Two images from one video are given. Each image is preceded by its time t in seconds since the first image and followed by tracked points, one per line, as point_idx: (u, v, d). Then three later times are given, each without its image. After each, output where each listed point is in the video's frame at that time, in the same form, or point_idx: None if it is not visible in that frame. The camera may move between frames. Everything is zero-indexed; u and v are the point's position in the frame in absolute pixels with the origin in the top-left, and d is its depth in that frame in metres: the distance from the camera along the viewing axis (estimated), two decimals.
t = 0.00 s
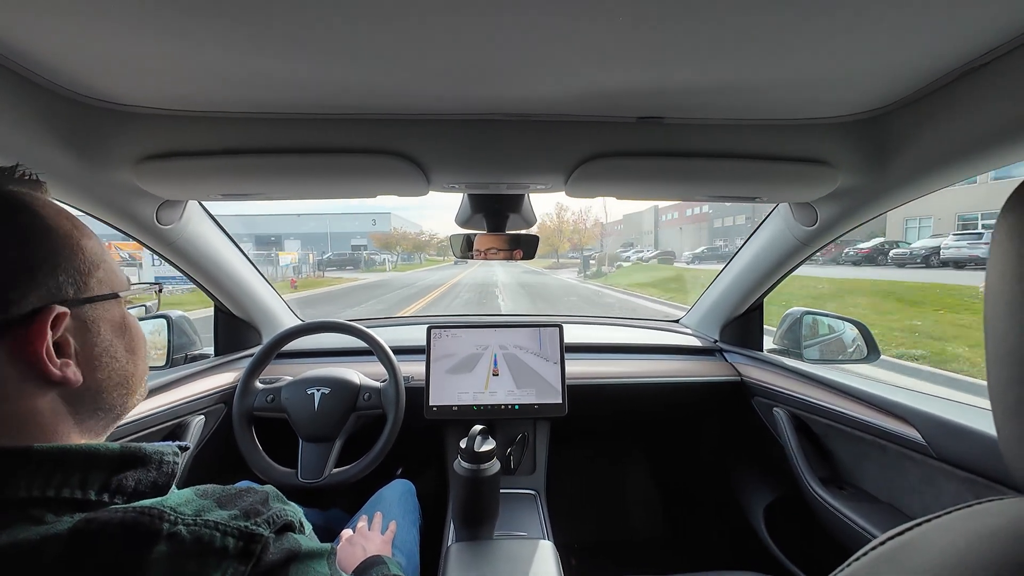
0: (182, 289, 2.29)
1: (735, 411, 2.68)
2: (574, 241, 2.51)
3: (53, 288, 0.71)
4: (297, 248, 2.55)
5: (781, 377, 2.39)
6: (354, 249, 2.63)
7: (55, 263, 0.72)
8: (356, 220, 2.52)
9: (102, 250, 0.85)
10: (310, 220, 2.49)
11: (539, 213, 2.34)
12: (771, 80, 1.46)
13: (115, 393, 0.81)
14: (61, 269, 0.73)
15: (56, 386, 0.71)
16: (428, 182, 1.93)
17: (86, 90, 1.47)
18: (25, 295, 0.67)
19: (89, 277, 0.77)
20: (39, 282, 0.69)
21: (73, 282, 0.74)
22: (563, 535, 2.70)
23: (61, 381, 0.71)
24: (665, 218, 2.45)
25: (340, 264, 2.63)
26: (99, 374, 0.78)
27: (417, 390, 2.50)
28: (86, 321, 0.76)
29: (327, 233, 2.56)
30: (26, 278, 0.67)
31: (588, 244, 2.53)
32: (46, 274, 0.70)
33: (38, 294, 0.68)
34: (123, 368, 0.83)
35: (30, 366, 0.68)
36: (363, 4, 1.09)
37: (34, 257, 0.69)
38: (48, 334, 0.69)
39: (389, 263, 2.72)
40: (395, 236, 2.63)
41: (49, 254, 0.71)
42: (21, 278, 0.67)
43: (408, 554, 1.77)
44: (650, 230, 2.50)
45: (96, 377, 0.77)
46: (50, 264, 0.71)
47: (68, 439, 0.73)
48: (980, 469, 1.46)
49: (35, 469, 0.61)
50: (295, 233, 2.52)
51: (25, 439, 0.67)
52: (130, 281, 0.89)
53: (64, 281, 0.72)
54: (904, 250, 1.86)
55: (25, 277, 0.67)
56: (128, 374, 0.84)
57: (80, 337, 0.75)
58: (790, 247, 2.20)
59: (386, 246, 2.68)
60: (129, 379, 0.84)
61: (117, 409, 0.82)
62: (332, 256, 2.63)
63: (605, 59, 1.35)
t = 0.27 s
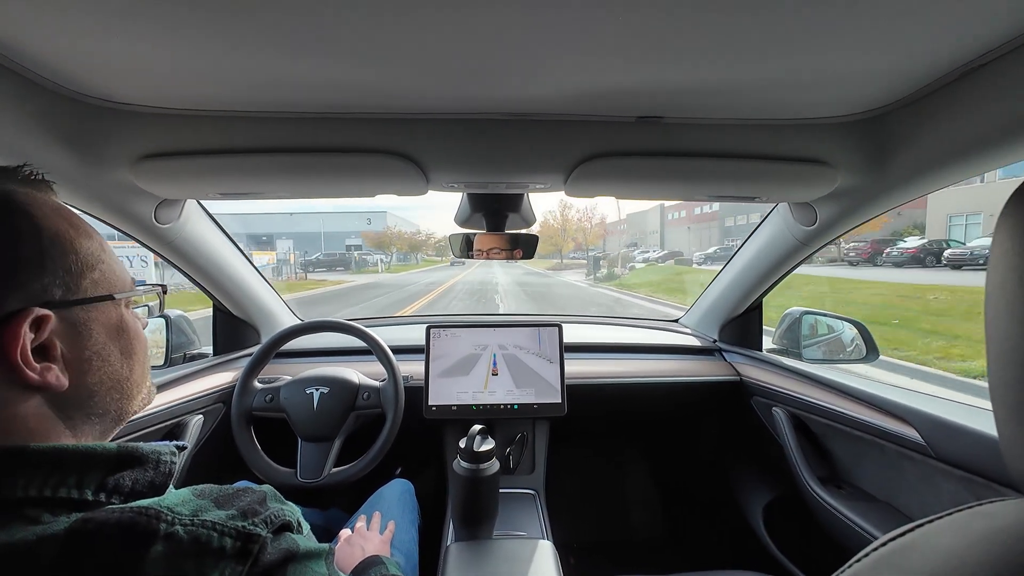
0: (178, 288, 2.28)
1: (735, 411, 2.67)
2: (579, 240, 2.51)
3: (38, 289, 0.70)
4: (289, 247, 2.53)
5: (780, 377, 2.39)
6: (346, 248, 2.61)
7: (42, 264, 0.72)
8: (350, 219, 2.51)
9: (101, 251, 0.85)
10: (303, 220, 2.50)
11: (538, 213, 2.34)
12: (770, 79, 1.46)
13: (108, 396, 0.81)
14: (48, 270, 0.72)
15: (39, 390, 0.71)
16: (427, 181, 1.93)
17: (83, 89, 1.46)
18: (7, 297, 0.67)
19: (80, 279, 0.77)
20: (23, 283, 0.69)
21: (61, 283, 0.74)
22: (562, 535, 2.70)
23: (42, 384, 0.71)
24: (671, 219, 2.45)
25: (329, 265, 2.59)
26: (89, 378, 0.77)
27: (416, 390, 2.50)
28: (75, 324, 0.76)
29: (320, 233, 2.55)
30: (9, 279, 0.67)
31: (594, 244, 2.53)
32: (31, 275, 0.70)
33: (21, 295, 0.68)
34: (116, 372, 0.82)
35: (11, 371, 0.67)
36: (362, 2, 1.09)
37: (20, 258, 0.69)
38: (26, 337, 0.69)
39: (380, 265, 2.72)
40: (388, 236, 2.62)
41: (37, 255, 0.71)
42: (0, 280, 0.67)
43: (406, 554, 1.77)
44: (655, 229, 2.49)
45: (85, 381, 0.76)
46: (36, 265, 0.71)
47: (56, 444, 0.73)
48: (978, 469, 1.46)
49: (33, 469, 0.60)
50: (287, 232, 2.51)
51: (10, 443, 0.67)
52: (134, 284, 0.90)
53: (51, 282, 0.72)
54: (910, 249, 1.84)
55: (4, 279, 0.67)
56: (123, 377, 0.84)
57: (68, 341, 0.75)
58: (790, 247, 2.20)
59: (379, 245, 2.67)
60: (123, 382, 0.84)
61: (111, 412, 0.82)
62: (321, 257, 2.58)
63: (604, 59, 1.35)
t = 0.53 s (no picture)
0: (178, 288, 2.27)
1: (733, 412, 2.68)
2: (585, 239, 2.52)
3: (36, 290, 0.70)
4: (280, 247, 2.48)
5: (779, 378, 2.40)
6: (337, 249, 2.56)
7: (40, 264, 0.72)
8: (345, 217, 2.46)
9: (96, 251, 0.84)
10: (296, 218, 2.44)
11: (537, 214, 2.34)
12: (769, 82, 1.47)
13: (106, 396, 0.81)
14: (46, 270, 0.72)
15: (39, 390, 0.71)
16: (427, 182, 1.93)
17: (84, 89, 1.46)
18: (5, 297, 0.67)
19: (77, 279, 0.77)
20: (21, 284, 0.69)
21: (58, 283, 0.74)
22: (561, 536, 2.70)
23: (41, 385, 0.71)
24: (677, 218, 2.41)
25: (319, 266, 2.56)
26: (88, 378, 0.78)
27: (415, 390, 2.50)
28: (74, 324, 0.76)
29: (312, 233, 2.50)
30: (7, 280, 0.67)
31: (601, 243, 2.54)
32: (29, 275, 0.70)
33: (19, 296, 0.68)
34: (115, 371, 0.83)
35: (11, 372, 0.68)
36: (362, 4, 1.09)
37: (17, 259, 0.69)
38: (24, 338, 0.69)
39: (372, 266, 2.63)
40: (378, 236, 2.54)
41: (34, 256, 0.71)
42: None
43: (405, 555, 1.77)
44: (661, 229, 2.45)
45: (83, 381, 0.77)
46: (33, 265, 0.71)
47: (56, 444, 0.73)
48: (975, 470, 1.46)
49: (33, 467, 0.61)
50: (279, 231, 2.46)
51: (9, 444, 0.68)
52: (129, 281, 0.89)
53: (48, 282, 0.72)
54: (934, 248, 1.73)
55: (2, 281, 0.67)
56: (121, 376, 0.84)
57: (66, 341, 0.75)
58: (788, 249, 2.21)
59: (370, 246, 2.59)
60: (122, 381, 0.84)
61: (109, 411, 0.82)
62: (309, 257, 2.54)
63: (604, 60, 1.36)
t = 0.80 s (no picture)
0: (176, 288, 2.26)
1: (732, 412, 2.68)
2: (592, 238, 2.54)
3: (41, 290, 0.70)
4: (270, 247, 2.45)
5: (778, 378, 2.40)
6: (327, 248, 2.54)
7: (45, 264, 0.71)
8: (339, 216, 2.44)
9: (99, 251, 0.84)
10: (286, 217, 2.42)
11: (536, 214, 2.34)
12: (768, 82, 1.47)
13: (108, 395, 0.81)
14: (51, 270, 0.72)
15: (44, 389, 0.71)
16: (426, 182, 1.93)
17: (83, 88, 1.46)
18: (11, 297, 0.66)
19: (81, 278, 0.77)
20: (27, 284, 0.68)
21: (63, 283, 0.73)
22: (560, 535, 2.70)
23: (47, 384, 0.71)
24: (686, 217, 2.42)
25: (305, 267, 2.54)
26: (91, 377, 0.77)
27: (415, 390, 2.50)
28: (78, 323, 0.76)
29: (305, 232, 2.49)
30: (12, 279, 0.67)
31: (610, 242, 2.53)
32: (34, 275, 0.69)
33: (24, 295, 0.68)
34: (118, 370, 0.83)
35: (18, 371, 0.68)
36: (363, 3, 1.09)
37: (20, 259, 0.69)
38: (29, 338, 0.69)
39: (362, 266, 2.60)
40: (370, 234, 2.53)
41: (39, 255, 0.71)
42: (3, 281, 0.66)
43: (405, 554, 1.76)
44: (670, 227, 2.43)
45: (87, 380, 0.77)
46: (38, 265, 0.70)
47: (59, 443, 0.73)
48: (973, 469, 1.47)
49: (34, 467, 0.60)
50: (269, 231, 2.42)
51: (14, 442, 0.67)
52: (131, 282, 0.89)
53: (53, 282, 0.72)
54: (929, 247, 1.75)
55: (7, 281, 0.66)
56: (124, 375, 0.84)
57: (71, 340, 0.75)
58: (787, 249, 2.21)
59: (361, 244, 2.56)
60: (124, 380, 0.84)
61: (111, 410, 0.82)
62: (295, 257, 2.52)
63: (604, 60, 1.36)
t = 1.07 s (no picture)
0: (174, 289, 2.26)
1: (731, 413, 2.68)
2: (599, 236, 2.53)
3: (38, 288, 0.70)
4: (261, 246, 2.43)
5: (777, 379, 2.40)
6: (316, 247, 2.51)
7: (39, 262, 0.71)
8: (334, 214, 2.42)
9: (88, 246, 0.83)
10: (279, 215, 2.37)
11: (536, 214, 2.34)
12: (768, 83, 1.47)
13: (106, 391, 0.81)
14: (46, 268, 0.72)
15: (45, 387, 0.71)
16: (425, 182, 1.93)
17: (82, 87, 1.46)
18: (10, 297, 0.67)
19: (75, 275, 0.76)
20: (24, 283, 0.68)
21: (58, 281, 0.73)
22: (559, 537, 2.70)
23: (49, 382, 0.71)
24: (693, 216, 2.36)
25: (292, 267, 2.50)
26: (89, 374, 0.77)
27: (414, 391, 2.49)
28: (75, 320, 0.76)
29: (297, 231, 2.46)
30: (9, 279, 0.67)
31: (619, 242, 2.53)
32: (30, 274, 0.69)
33: (22, 294, 0.68)
34: (114, 367, 0.82)
35: (20, 368, 0.68)
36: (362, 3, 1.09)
37: (16, 258, 0.68)
38: (32, 337, 0.69)
39: (350, 267, 2.57)
40: (359, 233, 2.50)
41: (33, 253, 0.71)
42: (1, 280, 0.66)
43: (403, 556, 1.76)
44: (678, 227, 2.42)
45: (85, 377, 0.77)
46: (34, 263, 0.70)
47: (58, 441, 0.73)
48: (972, 471, 1.47)
49: (30, 468, 0.60)
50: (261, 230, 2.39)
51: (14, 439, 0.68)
52: (119, 277, 0.87)
53: (48, 280, 0.72)
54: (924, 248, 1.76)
55: (4, 281, 0.66)
56: (120, 372, 0.84)
57: (69, 337, 0.75)
58: (787, 250, 2.21)
59: (350, 244, 2.54)
60: (121, 377, 0.83)
61: (109, 407, 0.81)
62: (282, 257, 2.48)
63: (604, 61, 1.36)
